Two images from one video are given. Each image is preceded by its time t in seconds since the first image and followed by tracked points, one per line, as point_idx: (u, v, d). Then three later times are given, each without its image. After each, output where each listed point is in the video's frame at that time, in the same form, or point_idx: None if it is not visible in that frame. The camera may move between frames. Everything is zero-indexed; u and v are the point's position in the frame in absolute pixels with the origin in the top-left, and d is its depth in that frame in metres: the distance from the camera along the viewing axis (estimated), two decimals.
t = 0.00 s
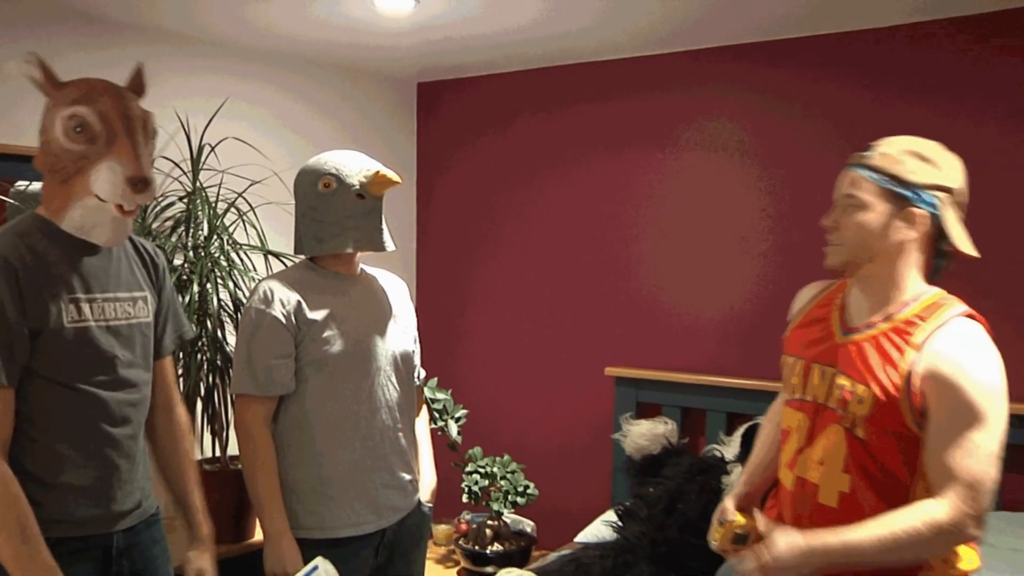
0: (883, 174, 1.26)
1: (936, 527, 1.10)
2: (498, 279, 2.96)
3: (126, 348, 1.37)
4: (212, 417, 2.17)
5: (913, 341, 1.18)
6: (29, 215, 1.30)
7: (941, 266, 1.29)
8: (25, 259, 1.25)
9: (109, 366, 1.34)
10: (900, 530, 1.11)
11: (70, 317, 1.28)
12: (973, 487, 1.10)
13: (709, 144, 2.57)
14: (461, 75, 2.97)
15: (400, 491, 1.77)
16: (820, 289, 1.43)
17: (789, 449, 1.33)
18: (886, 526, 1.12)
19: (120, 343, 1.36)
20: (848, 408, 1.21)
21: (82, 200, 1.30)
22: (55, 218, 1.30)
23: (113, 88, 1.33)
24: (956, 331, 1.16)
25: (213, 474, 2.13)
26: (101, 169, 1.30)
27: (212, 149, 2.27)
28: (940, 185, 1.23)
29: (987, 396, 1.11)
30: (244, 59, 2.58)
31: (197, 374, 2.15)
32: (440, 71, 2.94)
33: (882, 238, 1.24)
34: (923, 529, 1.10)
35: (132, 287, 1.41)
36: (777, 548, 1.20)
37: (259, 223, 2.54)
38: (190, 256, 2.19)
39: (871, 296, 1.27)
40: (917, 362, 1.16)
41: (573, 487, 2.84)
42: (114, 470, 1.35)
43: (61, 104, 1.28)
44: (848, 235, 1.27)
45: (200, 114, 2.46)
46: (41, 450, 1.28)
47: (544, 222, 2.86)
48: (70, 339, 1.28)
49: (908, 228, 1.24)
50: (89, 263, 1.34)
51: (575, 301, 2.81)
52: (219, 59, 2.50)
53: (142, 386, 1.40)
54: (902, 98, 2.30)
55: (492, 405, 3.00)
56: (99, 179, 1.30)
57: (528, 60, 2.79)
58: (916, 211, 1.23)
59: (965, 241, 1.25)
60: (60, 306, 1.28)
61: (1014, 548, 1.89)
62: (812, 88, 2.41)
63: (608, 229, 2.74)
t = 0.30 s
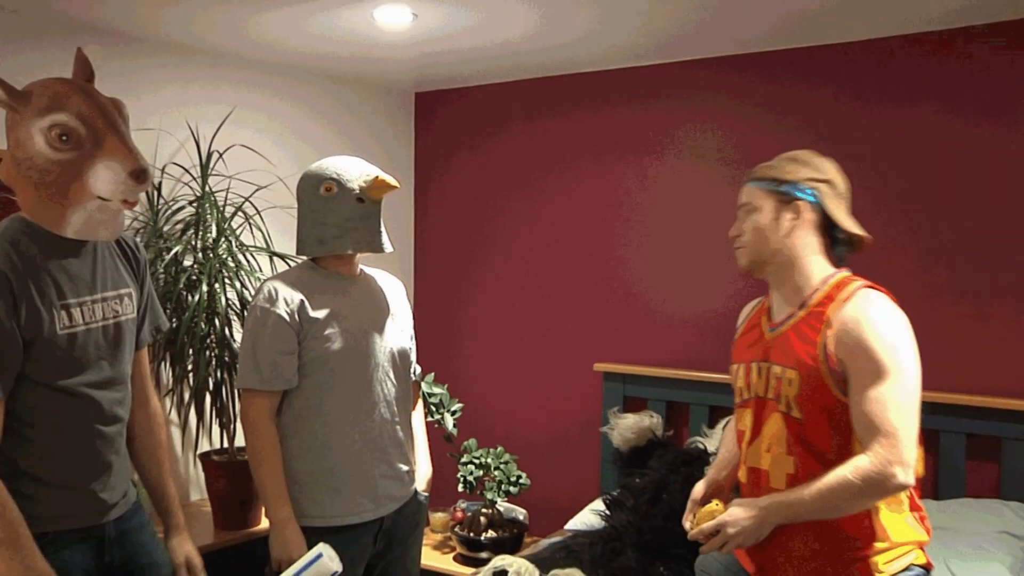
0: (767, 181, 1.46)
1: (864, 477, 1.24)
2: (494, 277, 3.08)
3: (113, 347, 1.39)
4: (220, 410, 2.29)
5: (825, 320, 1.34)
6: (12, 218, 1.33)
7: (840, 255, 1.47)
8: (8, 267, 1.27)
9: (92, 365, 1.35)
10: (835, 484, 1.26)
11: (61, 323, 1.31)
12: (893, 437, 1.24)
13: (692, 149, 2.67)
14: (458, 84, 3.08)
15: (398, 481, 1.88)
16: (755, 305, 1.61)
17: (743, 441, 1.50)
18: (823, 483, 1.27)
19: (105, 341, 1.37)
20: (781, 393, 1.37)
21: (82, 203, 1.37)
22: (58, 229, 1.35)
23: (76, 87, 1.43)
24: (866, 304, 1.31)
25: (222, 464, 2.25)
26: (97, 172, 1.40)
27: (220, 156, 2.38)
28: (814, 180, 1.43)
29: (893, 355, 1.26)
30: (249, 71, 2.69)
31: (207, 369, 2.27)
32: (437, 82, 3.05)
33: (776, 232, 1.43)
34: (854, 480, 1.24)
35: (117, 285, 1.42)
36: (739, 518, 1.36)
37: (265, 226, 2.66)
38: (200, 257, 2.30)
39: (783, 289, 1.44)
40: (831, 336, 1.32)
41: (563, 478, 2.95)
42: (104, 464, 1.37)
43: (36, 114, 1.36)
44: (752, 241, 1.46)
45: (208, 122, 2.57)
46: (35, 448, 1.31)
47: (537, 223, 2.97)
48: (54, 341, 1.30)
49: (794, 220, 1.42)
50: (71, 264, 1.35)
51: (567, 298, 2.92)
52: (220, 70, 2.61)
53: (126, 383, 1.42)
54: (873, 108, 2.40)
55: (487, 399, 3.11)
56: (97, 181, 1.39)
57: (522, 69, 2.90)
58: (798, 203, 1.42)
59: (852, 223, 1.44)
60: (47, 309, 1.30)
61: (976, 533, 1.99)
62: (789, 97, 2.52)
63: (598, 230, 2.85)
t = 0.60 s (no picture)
0: (730, 193, 1.61)
1: (825, 457, 1.32)
2: (491, 277, 3.16)
3: (126, 336, 1.37)
4: (228, 406, 2.38)
5: (783, 314, 1.44)
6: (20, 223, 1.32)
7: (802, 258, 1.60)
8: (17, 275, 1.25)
9: (106, 359, 1.34)
10: (800, 466, 1.34)
11: (73, 320, 1.30)
12: (850, 418, 1.32)
13: (683, 154, 2.76)
14: (456, 90, 3.17)
15: (400, 474, 1.96)
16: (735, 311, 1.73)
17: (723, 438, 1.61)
18: (791, 469, 1.36)
19: (120, 332, 1.36)
20: (747, 386, 1.49)
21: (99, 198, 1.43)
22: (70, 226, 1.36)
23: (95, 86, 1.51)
24: (819, 296, 1.41)
25: (229, 458, 2.33)
26: (115, 169, 1.48)
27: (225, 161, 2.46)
28: (772, 188, 1.57)
29: (845, 340, 1.35)
30: (253, 78, 2.77)
31: (215, 367, 2.35)
32: (437, 89, 3.13)
33: (739, 237, 1.57)
34: (816, 461, 1.32)
35: (133, 275, 1.42)
36: (722, 510, 1.43)
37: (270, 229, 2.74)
38: (208, 258, 2.38)
39: (748, 289, 1.57)
40: (788, 328, 1.42)
41: (559, 472, 3.04)
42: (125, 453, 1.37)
43: (61, 112, 1.43)
44: (718, 246, 1.60)
45: (214, 128, 2.65)
46: (50, 444, 1.31)
47: (533, 225, 3.06)
48: (69, 336, 1.30)
49: (755, 225, 1.56)
50: (75, 261, 1.34)
51: (562, 298, 3.00)
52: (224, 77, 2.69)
53: (145, 373, 1.41)
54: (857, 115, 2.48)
55: (485, 396, 3.20)
56: (114, 177, 1.48)
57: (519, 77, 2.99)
58: (759, 209, 1.56)
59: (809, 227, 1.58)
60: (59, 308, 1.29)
61: (955, 522, 2.09)
62: (776, 104, 2.60)
63: (592, 232, 2.94)
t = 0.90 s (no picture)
0: (767, 190, 1.61)
1: (833, 466, 1.38)
2: (490, 276, 3.22)
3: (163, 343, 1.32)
4: (232, 403, 2.43)
5: (804, 321, 1.49)
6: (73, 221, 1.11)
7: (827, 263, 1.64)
8: (82, 266, 1.12)
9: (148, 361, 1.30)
10: (807, 471, 1.39)
11: (127, 319, 1.22)
12: (861, 430, 1.38)
13: (680, 157, 2.82)
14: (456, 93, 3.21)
15: (403, 471, 1.99)
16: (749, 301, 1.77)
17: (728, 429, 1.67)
18: (796, 471, 1.41)
19: (148, 339, 1.28)
20: (758, 383, 1.54)
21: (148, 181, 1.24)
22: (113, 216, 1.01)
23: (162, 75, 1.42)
24: (841, 309, 1.46)
25: (234, 455, 2.38)
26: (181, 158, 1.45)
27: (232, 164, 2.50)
28: (812, 195, 1.59)
29: (864, 356, 1.41)
30: (255, 82, 2.82)
31: (220, 365, 2.39)
32: (438, 92, 3.18)
33: (770, 238, 1.59)
34: (825, 468, 1.38)
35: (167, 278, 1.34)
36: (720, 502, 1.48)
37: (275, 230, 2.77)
38: (213, 258, 2.42)
39: (770, 289, 1.61)
40: (807, 336, 1.47)
41: (555, 468, 3.09)
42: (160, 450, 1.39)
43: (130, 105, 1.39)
44: (747, 243, 1.62)
45: (218, 130, 2.69)
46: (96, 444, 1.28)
47: (531, 225, 3.11)
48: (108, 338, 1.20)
49: (789, 230, 1.58)
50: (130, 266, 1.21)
51: (560, 297, 3.05)
52: (228, 80, 2.73)
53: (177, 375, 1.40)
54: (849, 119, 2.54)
55: (483, 393, 3.26)
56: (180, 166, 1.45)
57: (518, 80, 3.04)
58: (794, 214, 1.58)
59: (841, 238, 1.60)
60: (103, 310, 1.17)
61: (943, 516, 2.15)
62: (770, 108, 2.65)
63: (589, 232, 2.99)
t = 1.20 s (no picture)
0: (804, 209, 1.63)
1: (865, 489, 1.45)
2: (485, 275, 3.27)
3: (182, 346, 1.48)
4: (233, 401, 2.48)
5: (839, 343, 1.55)
6: (112, 229, 1.38)
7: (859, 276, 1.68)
8: (119, 267, 1.32)
9: (172, 363, 1.46)
10: (838, 491, 1.46)
11: (156, 324, 1.39)
12: (893, 457, 1.45)
13: (671, 160, 2.88)
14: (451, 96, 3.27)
15: (401, 468, 2.00)
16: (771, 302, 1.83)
17: (744, 429, 1.72)
18: (827, 489, 1.47)
19: (170, 342, 1.44)
20: (785, 395, 1.59)
21: (196, 188, 1.44)
22: (174, 217, 1.42)
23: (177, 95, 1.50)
24: (878, 337, 1.53)
25: (236, 452, 2.43)
26: (214, 159, 1.46)
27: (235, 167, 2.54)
28: (851, 215, 1.61)
29: (900, 388, 1.48)
30: (254, 87, 2.86)
31: (220, 364, 2.43)
32: (434, 95, 3.23)
33: (810, 257, 1.63)
34: (857, 491, 1.45)
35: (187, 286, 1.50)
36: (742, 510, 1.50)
37: (274, 231, 2.81)
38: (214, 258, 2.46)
39: (806, 304, 1.66)
40: (842, 361, 1.53)
41: (550, 464, 3.15)
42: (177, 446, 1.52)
43: (162, 114, 1.42)
44: (786, 262, 1.65)
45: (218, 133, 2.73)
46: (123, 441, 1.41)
47: (525, 226, 3.17)
48: (141, 336, 1.36)
49: (829, 250, 1.62)
50: (159, 272, 1.41)
51: (554, 296, 3.11)
52: (226, 83, 2.77)
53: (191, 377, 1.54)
54: (836, 123, 2.60)
55: (478, 390, 3.31)
56: (214, 167, 1.46)
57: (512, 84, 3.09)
58: (834, 235, 1.61)
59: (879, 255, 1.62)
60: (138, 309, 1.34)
61: (927, 511, 2.22)
62: (759, 112, 2.71)
63: (583, 233, 3.05)
